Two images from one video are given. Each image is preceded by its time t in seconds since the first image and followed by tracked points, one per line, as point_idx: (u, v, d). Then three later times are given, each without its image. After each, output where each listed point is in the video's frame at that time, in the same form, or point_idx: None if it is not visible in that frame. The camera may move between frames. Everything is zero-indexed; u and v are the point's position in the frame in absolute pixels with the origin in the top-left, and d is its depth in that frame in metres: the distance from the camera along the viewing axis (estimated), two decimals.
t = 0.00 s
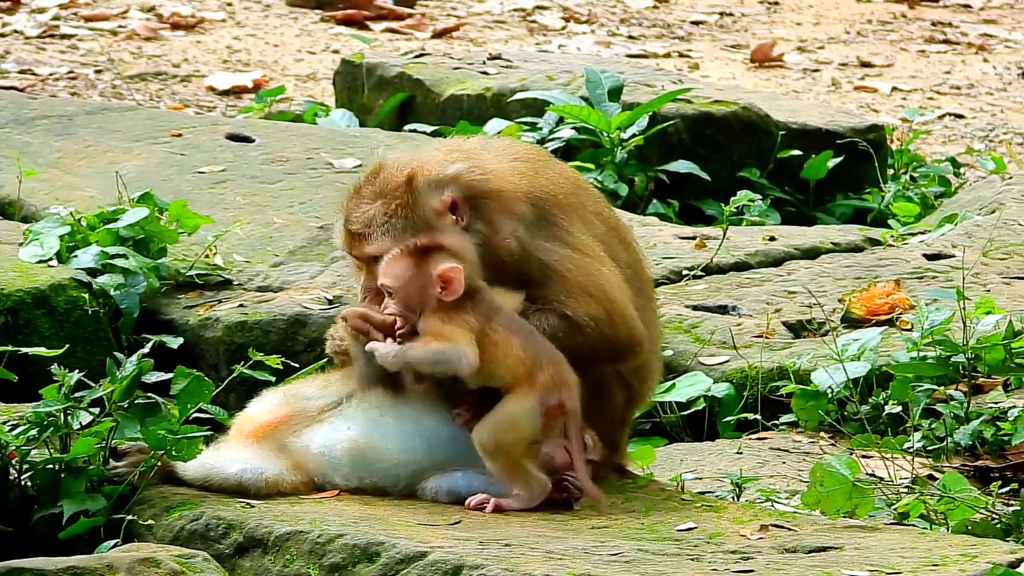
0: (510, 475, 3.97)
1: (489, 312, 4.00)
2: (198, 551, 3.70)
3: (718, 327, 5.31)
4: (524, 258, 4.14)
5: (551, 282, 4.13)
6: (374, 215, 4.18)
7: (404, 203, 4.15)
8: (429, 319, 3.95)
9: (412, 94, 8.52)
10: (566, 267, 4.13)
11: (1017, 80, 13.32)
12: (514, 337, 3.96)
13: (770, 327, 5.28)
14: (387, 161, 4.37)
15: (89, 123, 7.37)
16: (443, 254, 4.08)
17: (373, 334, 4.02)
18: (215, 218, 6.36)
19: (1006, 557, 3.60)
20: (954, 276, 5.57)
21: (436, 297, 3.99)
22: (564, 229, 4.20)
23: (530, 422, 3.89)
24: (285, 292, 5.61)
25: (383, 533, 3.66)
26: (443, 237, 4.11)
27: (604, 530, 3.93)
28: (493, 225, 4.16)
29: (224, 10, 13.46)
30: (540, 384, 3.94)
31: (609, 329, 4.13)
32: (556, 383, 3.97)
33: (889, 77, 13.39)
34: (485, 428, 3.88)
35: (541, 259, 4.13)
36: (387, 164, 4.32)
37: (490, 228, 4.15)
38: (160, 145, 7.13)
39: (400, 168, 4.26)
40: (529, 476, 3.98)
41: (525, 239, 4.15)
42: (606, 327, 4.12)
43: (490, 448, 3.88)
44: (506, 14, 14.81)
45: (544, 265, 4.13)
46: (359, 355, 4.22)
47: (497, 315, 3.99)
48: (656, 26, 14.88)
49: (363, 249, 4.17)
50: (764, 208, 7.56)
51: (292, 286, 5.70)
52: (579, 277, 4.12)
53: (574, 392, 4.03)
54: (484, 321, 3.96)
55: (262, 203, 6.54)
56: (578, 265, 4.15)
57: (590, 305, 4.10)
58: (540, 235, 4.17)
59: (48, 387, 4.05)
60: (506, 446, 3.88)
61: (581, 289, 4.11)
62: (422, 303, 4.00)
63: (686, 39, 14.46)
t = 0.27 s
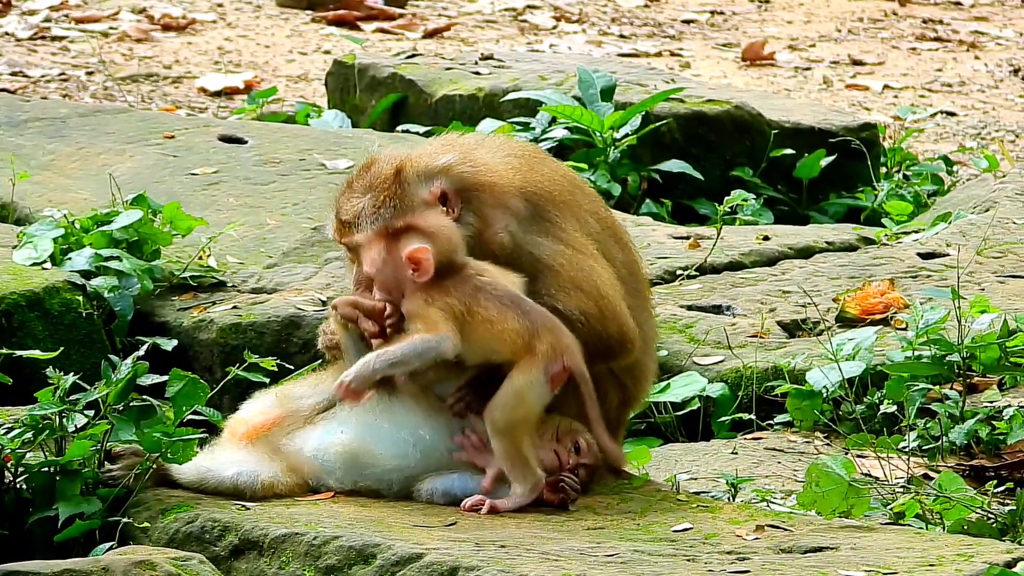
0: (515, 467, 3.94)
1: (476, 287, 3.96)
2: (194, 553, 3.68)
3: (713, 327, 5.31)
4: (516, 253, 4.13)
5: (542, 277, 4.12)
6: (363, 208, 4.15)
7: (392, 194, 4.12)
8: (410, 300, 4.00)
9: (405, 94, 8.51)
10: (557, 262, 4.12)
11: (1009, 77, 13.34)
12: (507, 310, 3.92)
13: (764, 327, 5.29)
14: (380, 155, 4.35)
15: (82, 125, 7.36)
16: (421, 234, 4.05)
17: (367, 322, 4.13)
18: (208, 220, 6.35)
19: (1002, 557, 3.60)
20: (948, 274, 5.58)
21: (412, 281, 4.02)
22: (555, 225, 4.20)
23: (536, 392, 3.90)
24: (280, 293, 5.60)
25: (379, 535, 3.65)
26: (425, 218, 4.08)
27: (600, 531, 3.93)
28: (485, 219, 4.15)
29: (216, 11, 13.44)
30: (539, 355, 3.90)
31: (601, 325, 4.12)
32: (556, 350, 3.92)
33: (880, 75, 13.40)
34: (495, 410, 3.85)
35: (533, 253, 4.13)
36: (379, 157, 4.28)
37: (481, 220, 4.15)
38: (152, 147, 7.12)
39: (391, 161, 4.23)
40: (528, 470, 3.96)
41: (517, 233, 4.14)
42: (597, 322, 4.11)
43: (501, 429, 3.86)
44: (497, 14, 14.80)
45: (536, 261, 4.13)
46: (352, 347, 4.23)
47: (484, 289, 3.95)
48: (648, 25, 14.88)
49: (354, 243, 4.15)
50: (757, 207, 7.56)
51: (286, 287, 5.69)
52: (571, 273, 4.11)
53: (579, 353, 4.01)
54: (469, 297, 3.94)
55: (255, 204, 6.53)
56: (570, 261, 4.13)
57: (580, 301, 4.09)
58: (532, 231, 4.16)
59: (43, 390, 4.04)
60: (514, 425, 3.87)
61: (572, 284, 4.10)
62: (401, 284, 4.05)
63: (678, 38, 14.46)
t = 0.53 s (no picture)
0: (512, 461, 3.88)
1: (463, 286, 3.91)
2: (195, 554, 3.68)
3: (713, 327, 5.31)
4: (516, 253, 4.12)
5: (542, 277, 4.11)
6: (361, 205, 4.10)
7: (391, 190, 4.08)
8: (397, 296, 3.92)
9: (404, 94, 8.50)
10: (557, 263, 4.11)
11: (1007, 76, 13.34)
12: (494, 306, 3.89)
13: (764, 327, 5.29)
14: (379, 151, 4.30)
15: (81, 125, 7.35)
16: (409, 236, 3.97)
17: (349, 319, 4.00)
18: (207, 220, 6.34)
19: (1004, 558, 3.60)
20: (948, 274, 5.59)
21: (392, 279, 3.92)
22: (555, 226, 4.20)
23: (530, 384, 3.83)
24: (279, 294, 5.59)
25: (380, 536, 3.65)
26: (418, 217, 4.03)
27: (601, 532, 3.93)
28: (485, 218, 4.13)
29: (213, 10, 13.43)
30: (529, 346, 3.85)
31: (599, 327, 4.12)
32: (547, 340, 3.87)
33: (878, 73, 13.40)
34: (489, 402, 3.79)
35: (533, 254, 4.12)
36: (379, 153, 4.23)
37: (481, 218, 4.13)
38: (151, 147, 7.11)
39: (391, 157, 4.18)
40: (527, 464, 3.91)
41: (518, 233, 4.14)
42: (596, 324, 4.10)
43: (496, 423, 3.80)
44: (494, 13, 14.80)
45: (537, 261, 4.11)
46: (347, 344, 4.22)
47: (472, 288, 3.91)
48: (645, 24, 14.87)
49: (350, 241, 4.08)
50: (756, 207, 7.56)
51: (286, 287, 5.68)
52: (571, 274, 4.10)
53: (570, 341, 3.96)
54: (455, 297, 3.89)
55: (254, 204, 6.53)
56: (570, 262, 4.13)
57: (579, 303, 4.09)
58: (533, 231, 4.15)
59: (44, 391, 4.04)
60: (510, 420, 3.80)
61: (572, 286, 4.09)
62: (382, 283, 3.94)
63: (675, 37, 14.45)
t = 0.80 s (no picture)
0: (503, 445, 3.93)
1: (445, 290, 3.95)
2: (196, 555, 3.68)
3: (714, 328, 5.31)
4: (514, 256, 4.13)
5: (539, 281, 4.12)
6: (358, 207, 4.18)
7: (386, 193, 4.16)
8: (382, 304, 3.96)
9: (404, 94, 8.50)
10: (554, 267, 4.11)
11: (1006, 76, 13.34)
12: (482, 307, 3.92)
13: (765, 328, 5.29)
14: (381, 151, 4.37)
15: (81, 125, 7.35)
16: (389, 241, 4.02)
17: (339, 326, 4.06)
18: (207, 220, 6.33)
19: (1005, 560, 3.60)
20: (949, 275, 5.59)
21: (375, 287, 3.96)
22: (555, 229, 4.20)
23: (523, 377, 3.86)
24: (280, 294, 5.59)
25: (382, 537, 3.65)
26: (396, 224, 4.07)
27: (602, 533, 3.93)
28: (481, 220, 4.15)
29: (213, 10, 13.42)
30: (522, 343, 3.87)
31: (595, 332, 4.12)
32: (539, 335, 3.89)
33: (878, 73, 13.41)
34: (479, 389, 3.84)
35: (531, 257, 4.13)
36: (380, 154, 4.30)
37: (476, 220, 4.15)
38: (152, 147, 7.11)
39: (390, 158, 4.25)
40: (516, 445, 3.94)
41: (516, 237, 4.14)
42: (590, 328, 4.11)
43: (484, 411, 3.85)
44: (494, 13, 14.80)
45: (534, 264, 4.12)
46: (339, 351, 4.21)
47: (456, 292, 3.95)
48: (645, 24, 14.87)
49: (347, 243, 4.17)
50: (756, 207, 7.56)
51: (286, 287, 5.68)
52: (567, 279, 4.10)
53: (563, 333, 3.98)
54: (442, 300, 3.94)
55: (254, 204, 6.53)
56: (568, 266, 4.13)
57: (573, 307, 4.09)
58: (531, 234, 4.16)
59: (44, 392, 4.04)
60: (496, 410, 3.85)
61: (569, 290, 4.10)
62: (364, 292, 3.98)
63: (675, 37, 14.45)
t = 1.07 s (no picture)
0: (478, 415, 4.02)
1: (433, 314, 4.00)
2: (198, 556, 3.69)
3: (715, 328, 5.31)
4: (513, 251, 4.12)
5: (538, 277, 4.10)
6: (356, 206, 4.26)
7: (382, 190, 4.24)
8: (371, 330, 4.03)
9: (404, 94, 8.50)
10: (552, 263, 4.11)
11: (1006, 76, 13.34)
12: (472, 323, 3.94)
13: (766, 328, 5.29)
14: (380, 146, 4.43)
15: (82, 125, 7.35)
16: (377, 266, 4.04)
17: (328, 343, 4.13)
18: (208, 220, 6.33)
19: (1007, 559, 3.60)
20: (950, 274, 5.59)
21: (364, 313, 4.02)
22: (554, 226, 4.21)
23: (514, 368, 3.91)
24: (282, 295, 5.59)
25: (384, 538, 3.65)
26: (385, 248, 4.08)
27: (604, 533, 3.93)
28: (479, 215, 4.19)
29: (213, 10, 13.42)
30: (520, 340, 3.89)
31: (589, 330, 4.13)
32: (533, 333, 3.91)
33: (878, 73, 13.40)
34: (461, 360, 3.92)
35: (530, 254, 4.12)
36: (370, 148, 4.39)
37: (472, 215, 4.19)
38: (153, 147, 7.11)
39: (382, 153, 4.33)
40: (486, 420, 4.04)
41: (516, 233, 4.15)
42: (587, 326, 4.11)
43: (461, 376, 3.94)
44: (494, 13, 14.79)
45: (533, 260, 4.11)
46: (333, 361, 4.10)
47: (445, 313, 3.99)
48: (645, 24, 14.87)
49: (345, 241, 4.24)
50: (757, 208, 7.57)
51: (288, 288, 5.68)
52: (565, 275, 4.10)
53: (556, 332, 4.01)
54: (432, 320, 3.98)
55: (255, 205, 6.52)
56: (567, 264, 4.13)
57: (570, 304, 4.09)
58: (530, 231, 4.17)
59: (46, 393, 4.04)
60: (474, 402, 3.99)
61: (566, 287, 4.10)
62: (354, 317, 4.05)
63: (675, 37, 14.45)
